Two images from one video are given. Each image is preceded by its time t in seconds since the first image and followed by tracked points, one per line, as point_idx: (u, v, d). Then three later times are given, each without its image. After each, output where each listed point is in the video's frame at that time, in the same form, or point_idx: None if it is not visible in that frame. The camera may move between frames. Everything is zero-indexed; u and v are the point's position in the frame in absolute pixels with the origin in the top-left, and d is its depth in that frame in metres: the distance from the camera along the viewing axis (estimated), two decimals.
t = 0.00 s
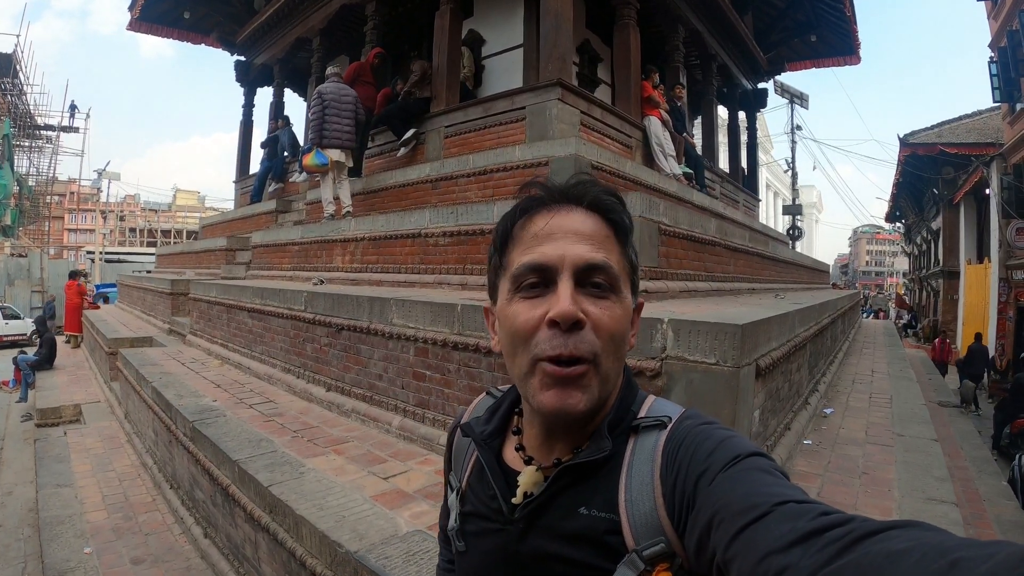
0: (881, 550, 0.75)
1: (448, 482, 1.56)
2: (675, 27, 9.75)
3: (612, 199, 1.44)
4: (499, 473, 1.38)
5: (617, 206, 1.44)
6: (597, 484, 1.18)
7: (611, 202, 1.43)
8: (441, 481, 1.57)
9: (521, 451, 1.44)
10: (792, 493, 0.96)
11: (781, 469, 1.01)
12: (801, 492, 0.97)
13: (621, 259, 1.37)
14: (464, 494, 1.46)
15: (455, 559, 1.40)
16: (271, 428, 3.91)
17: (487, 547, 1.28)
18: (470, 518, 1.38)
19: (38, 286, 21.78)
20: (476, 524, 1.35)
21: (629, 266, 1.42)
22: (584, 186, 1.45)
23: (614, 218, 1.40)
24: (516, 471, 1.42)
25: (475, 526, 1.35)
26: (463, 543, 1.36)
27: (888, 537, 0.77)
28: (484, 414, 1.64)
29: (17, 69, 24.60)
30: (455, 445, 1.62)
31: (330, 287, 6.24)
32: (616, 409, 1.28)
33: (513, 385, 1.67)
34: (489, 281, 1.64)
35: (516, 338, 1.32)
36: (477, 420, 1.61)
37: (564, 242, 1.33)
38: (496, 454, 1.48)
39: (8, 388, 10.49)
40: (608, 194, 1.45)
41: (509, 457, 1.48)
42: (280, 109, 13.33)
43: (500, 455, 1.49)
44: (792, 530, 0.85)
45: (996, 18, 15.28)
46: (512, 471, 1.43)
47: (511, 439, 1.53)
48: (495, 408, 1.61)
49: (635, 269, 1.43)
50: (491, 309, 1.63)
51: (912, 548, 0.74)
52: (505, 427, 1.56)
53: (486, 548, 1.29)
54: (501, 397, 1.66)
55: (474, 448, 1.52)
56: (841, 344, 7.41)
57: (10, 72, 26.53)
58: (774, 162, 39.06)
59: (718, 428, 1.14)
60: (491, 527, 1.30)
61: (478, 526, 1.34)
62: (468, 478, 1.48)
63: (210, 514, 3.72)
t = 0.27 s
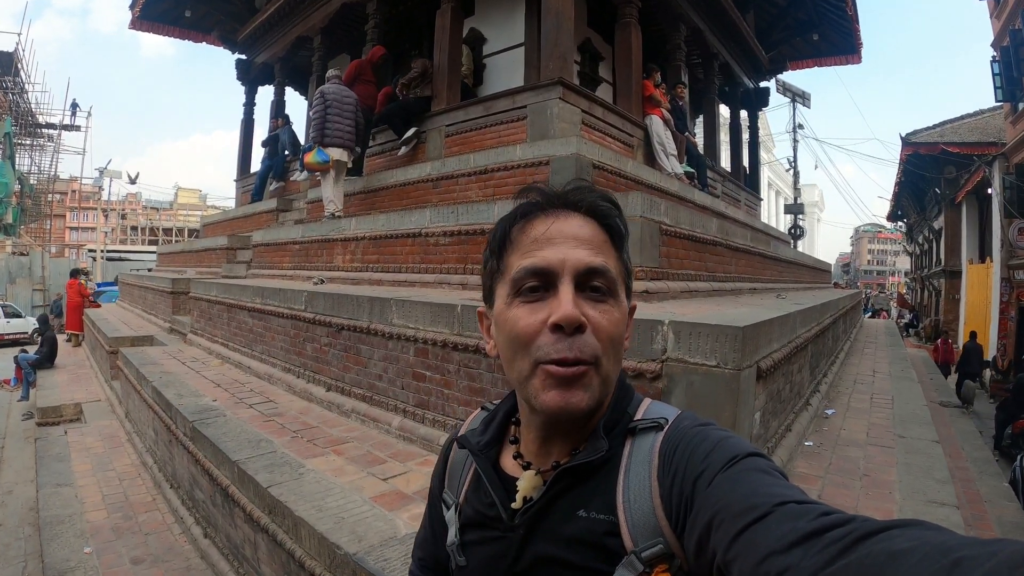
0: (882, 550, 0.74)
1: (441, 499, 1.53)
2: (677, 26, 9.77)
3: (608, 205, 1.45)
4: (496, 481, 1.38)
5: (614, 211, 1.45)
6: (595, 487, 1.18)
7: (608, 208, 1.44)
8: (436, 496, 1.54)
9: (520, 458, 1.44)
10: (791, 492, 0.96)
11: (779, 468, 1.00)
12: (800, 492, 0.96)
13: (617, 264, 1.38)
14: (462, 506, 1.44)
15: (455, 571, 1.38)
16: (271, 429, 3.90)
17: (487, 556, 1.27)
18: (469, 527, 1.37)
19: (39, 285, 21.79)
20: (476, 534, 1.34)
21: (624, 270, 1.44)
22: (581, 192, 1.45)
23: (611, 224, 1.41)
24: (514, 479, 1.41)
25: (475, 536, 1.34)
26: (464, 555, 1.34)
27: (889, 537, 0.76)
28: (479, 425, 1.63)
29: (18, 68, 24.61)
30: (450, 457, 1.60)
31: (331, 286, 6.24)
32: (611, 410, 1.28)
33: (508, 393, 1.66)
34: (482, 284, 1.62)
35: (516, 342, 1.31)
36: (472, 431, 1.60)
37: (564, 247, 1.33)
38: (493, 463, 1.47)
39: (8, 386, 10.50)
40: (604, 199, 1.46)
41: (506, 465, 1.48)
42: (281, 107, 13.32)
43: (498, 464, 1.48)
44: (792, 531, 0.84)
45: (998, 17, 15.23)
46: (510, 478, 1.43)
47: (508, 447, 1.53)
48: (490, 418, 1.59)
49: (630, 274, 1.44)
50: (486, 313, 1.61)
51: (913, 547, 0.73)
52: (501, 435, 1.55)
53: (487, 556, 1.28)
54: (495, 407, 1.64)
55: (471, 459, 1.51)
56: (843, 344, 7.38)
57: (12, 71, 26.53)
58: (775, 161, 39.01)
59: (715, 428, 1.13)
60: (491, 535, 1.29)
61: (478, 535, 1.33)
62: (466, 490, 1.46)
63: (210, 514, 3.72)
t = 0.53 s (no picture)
0: (880, 546, 0.74)
1: (444, 496, 1.54)
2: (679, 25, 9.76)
3: (608, 207, 1.44)
4: (497, 479, 1.38)
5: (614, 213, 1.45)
6: (595, 487, 1.18)
7: (608, 209, 1.43)
8: (438, 495, 1.54)
9: (520, 458, 1.44)
10: (790, 492, 0.95)
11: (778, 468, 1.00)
12: (799, 490, 0.96)
13: (620, 266, 1.38)
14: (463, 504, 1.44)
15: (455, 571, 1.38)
16: (273, 428, 3.91)
17: (487, 554, 1.27)
18: (469, 526, 1.37)
19: (42, 285, 21.85)
20: (476, 532, 1.34)
21: (626, 272, 1.43)
22: (581, 194, 1.45)
23: (613, 225, 1.40)
24: (515, 478, 1.41)
25: (475, 535, 1.34)
26: (463, 554, 1.34)
27: (888, 533, 0.76)
28: (481, 425, 1.63)
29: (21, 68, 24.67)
30: (452, 457, 1.60)
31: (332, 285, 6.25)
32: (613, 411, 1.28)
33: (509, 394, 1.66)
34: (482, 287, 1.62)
35: (520, 350, 1.31)
36: (475, 431, 1.60)
37: (566, 253, 1.32)
38: (495, 462, 1.47)
39: (12, 385, 10.54)
40: (604, 201, 1.45)
41: (508, 464, 1.48)
42: (283, 107, 13.33)
43: (500, 464, 1.48)
44: (792, 528, 0.84)
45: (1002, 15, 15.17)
46: (511, 478, 1.42)
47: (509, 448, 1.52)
48: (493, 419, 1.60)
49: (632, 275, 1.44)
50: (487, 318, 1.61)
51: (912, 543, 0.73)
52: (503, 435, 1.55)
53: (487, 555, 1.28)
54: (497, 408, 1.64)
55: (473, 457, 1.51)
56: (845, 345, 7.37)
57: (15, 71, 26.62)
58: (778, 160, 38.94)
59: (714, 428, 1.13)
60: (492, 534, 1.29)
61: (478, 534, 1.33)
62: (467, 489, 1.46)
63: (212, 513, 3.73)
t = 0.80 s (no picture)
0: (880, 548, 0.74)
1: (445, 497, 1.55)
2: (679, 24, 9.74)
3: (612, 212, 1.43)
4: (498, 483, 1.39)
5: (617, 217, 1.44)
6: (596, 493, 1.18)
7: (611, 214, 1.42)
8: (439, 496, 1.56)
9: (522, 461, 1.45)
10: (791, 495, 0.96)
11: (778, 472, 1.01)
12: (799, 495, 0.97)
13: (621, 272, 1.38)
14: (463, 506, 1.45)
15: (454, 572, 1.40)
16: (273, 427, 3.92)
17: (487, 558, 1.28)
18: (470, 528, 1.38)
19: (43, 284, 21.85)
20: (477, 535, 1.35)
21: (628, 278, 1.43)
22: (585, 199, 1.45)
23: (616, 231, 1.40)
24: (516, 481, 1.42)
25: (475, 538, 1.35)
26: (464, 556, 1.36)
27: (886, 535, 0.77)
28: (482, 426, 1.64)
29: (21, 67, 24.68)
30: (453, 458, 1.61)
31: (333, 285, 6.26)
32: (615, 417, 1.28)
33: (510, 396, 1.67)
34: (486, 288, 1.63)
35: (517, 354, 1.32)
36: (476, 432, 1.61)
37: (566, 259, 1.33)
38: (495, 465, 1.49)
39: (14, 385, 10.56)
40: (609, 205, 1.45)
41: (508, 467, 1.49)
42: (284, 107, 13.34)
43: (500, 466, 1.50)
44: (792, 531, 0.85)
45: (1003, 13, 15.13)
46: (512, 481, 1.43)
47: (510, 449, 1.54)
48: (494, 419, 1.61)
49: (635, 280, 1.44)
50: (489, 319, 1.63)
51: (911, 544, 0.74)
52: (504, 438, 1.56)
53: (486, 558, 1.29)
54: (498, 409, 1.65)
55: (473, 460, 1.52)
56: (846, 343, 7.36)
57: (16, 71, 26.64)
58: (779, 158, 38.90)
59: (716, 434, 1.14)
60: (492, 538, 1.30)
61: (478, 537, 1.34)
62: (468, 491, 1.47)
63: (213, 512, 3.75)
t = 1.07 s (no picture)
0: (871, 545, 0.75)
1: (442, 487, 1.56)
2: (679, 22, 9.72)
3: (617, 207, 1.43)
4: (496, 477, 1.39)
5: (622, 213, 1.44)
6: (594, 490, 1.19)
7: (616, 210, 1.42)
8: (436, 487, 1.57)
9: (520, 455, 1.45)
10: (786, 494, 0.97)
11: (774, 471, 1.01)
12: (794, 493, 0.97)
13: (625, 269, 1.37)
14: (459, 498, 1.46)
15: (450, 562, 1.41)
16: (272, 423, 3.93)
17: (484, 551, 1.29)
18: (466, 521, 1.39)
19: (44, 282, 21.86)
20: (473, 528, 1.35)
21: (632, 273, 1.42)
22: (590, 193, 1.45)
23: (620, 226, 1.40)
24: (513, 475, 1.42)
25: (472, 530, 1.36)
26: (459, 547, 1.37)
27: (879, 532, 0.77)
28: (480, 418, 1.65)
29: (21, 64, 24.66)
30: (451, 450, 1.61)
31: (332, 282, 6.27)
32: (614, 414, 1.29)
33: (509, 389, 1.67)
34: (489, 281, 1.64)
35: (517, 348, 1.33)
36: (474, 423, 1.62)
37: (568, 253, 1.33)
38: (493, 458, 1.49)
39: (14, 382, 10.58)
40: (614, 201, 1.45)
41: (506, 460, 1.49)
42: (284, 104, 13.35)
43: (498, 459, 1.50)
44: (786, 528, 0.86)
45: (1003, 12, 15.09)
46: (509, 475, 1.44)
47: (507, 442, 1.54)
48: (491, 412, 1.62)
49: (639, 277, 1.43)
50: (492, 312, 1.64)
51: (903, 541, 0.74)
52: (502, 431, 1.57)
53: (482, 551, 1.30)
54: (497, 400, 1.66)
55: (470, 452, 1.52)
56: (845, 342, 7.36)
57: (17, 69, 26.62)
58: (780, 157, 38.87)
59: (713, 433, 1.14)
60: (488, 532, 1.30)
61: (475, 530, 1.35)
62: (464, 483, 1.48)
63: (211, 508, 3.76)
